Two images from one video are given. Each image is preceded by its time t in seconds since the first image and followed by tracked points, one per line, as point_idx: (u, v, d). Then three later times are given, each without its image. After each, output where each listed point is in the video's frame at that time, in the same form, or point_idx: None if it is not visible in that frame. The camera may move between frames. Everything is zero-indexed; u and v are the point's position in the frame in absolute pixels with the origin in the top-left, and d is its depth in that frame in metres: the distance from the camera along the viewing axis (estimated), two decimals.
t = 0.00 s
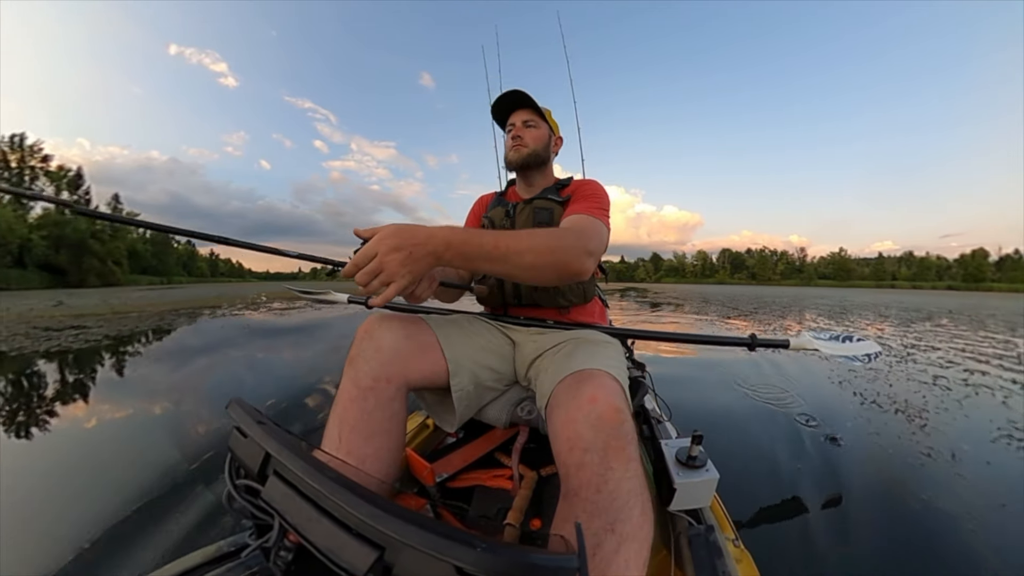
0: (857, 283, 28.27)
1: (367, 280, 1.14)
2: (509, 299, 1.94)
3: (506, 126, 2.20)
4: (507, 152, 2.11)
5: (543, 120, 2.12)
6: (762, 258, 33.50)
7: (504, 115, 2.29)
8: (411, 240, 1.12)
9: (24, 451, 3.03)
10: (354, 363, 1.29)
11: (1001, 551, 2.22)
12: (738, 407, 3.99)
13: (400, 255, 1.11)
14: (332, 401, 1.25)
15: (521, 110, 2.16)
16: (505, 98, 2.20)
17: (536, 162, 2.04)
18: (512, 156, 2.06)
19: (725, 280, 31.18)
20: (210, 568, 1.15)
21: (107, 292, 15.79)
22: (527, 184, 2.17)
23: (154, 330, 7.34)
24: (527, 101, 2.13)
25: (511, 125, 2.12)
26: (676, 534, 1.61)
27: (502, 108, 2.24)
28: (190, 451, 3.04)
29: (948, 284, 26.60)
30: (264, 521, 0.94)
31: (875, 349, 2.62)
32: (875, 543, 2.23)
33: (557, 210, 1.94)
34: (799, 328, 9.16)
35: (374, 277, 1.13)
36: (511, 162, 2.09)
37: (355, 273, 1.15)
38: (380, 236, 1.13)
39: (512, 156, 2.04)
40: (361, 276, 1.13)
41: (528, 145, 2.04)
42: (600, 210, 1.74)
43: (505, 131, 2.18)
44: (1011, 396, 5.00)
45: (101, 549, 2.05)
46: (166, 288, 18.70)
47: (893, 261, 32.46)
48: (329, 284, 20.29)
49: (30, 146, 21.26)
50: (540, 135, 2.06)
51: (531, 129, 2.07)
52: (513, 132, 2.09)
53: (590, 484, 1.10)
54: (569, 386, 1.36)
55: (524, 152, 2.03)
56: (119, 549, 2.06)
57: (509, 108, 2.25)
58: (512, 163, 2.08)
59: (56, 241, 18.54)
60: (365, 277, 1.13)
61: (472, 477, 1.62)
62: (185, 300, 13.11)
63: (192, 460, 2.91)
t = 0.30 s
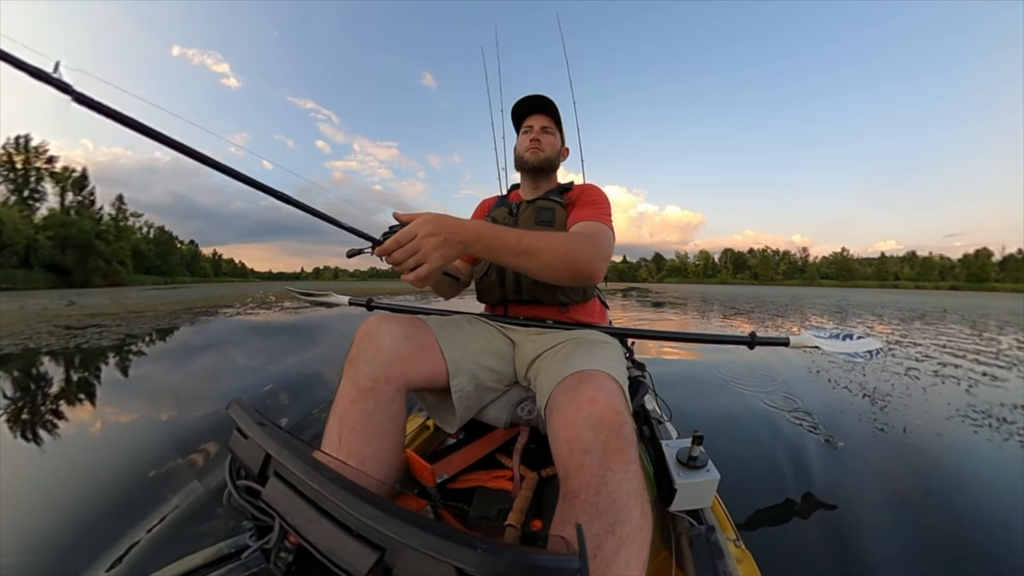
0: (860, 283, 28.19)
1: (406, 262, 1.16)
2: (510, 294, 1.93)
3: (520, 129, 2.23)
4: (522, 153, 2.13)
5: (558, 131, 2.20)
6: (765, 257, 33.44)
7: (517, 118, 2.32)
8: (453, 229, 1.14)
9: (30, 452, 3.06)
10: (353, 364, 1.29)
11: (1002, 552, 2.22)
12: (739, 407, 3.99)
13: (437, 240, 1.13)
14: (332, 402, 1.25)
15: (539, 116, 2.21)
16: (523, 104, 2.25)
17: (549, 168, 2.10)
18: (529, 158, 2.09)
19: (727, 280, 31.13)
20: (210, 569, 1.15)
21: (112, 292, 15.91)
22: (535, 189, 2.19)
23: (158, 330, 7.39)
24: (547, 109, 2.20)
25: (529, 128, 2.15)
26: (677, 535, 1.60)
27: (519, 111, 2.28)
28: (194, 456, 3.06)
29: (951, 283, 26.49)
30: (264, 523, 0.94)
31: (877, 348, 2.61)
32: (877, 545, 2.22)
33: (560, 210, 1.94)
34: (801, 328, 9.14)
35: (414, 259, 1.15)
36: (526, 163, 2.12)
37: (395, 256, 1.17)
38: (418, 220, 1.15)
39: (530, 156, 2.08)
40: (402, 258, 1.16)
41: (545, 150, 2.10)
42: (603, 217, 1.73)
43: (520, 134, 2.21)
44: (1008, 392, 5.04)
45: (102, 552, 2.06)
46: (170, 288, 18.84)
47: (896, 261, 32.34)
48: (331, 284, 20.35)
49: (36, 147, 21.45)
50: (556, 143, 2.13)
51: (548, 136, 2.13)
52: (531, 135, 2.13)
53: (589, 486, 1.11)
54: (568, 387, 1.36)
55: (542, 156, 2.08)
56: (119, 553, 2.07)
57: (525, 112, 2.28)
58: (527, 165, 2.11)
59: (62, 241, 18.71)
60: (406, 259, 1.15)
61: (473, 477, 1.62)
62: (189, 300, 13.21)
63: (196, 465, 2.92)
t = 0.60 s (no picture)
0: (861, 283, 28.14)
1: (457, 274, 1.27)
2: (511, 291, 1.93)
3: (525, 130, 2.23)
4: (529, 154, 2.13)
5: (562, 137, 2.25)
6: (766, 257, 33.40)
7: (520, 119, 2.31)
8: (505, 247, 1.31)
9: (34, 448, 3.08)
10: (352, 363, 1.30)
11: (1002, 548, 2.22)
12: (740, 407, 3.98)
13: (490, 254, 1.28)
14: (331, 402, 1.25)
15: (545, 119, 2.23)
16: (528, 107, 2.26)
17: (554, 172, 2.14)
18: (537, 159, 2.11)
19: (729, 280, 31.09)
20: (210, 567, 1.16)
21: (117, 292, 16.03)
22: (537, 191, 2.20)
23: (161, 330, 7.44)
24: (555, 115, 2.23)
25: (536, 131, 2.17)
26: (677, 535, 1.60)
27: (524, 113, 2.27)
28: (197, 449, 3.07)
29: (953, 283, 26.41)
30: (264, 522, 0.95)
31: (877, 348, 2.60)
32: (876, 543, 2.22)
33: (562, 209, 1.95)
34: (803, 328, 9.12)
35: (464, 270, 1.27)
36: (534, 164, 2.13)
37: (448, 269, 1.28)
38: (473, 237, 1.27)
39: (539, 159, 2.09)
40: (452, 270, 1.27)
41: (553, 153, 2.13)
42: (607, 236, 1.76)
43: (525, 135, 2.22)
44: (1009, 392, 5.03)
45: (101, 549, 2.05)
46: (173, 288, 18.97)
47: (898, 260, 32.25)
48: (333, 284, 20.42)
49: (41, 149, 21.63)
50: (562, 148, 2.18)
51: (556, 141, 2.17)
52: (539, 137, 2.14)
53: (588, 486, 1.11)
54: (567, 387, 1.36)
55: (550, 159, 2.11)
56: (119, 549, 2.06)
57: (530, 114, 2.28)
58: (535, 166, 2.12)
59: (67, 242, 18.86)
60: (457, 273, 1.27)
61: (473, 477, 1.62)
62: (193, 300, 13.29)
63: (197, 459, 2.92)
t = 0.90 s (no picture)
0: (864, 283, 28.04)
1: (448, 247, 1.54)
2: (513, 288, 1.93)
3: (525, 133, 2.24)
4: (532, 155, 2.13)
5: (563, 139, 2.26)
6: (769, 258, 33.34)
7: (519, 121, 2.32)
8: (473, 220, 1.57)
9: (38, 444, 3.10)
10: (352, 362, 1.30)
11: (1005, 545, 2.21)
12: (740, 407, 3.98)
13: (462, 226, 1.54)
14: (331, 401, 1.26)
15: (545, 120, 2.24)
16: (526, 111, 2.27)
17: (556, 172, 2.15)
18: (541, 160, 2.11)
19: (731, 280, 31.00)
20: (210, 566, 1.16)
21: (122, 292, 16.16)
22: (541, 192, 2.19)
23: (165, 330, 7.48)
24: (556, 116, 2.24)
25: (538, 132, 2.17)
26: (676, 535, 1.60)
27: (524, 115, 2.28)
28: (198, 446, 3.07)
29: (957, 283, 26.28)
30: (263, 520, 0.95)
31: (875, 349, 2.59)
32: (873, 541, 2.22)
33: (563, 207, 1.95)
34: (805, 328, 9.10)
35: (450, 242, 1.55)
36: (537, 165, 2.13)
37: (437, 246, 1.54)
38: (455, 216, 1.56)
39: (543, 159, 2.09)
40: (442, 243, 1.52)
41: (556, 153, 2.14)
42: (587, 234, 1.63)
43: (526, 136, 2.22)
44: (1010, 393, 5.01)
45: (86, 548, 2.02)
46: (177, 288, 19.11)
47: (901, 261, 32.12)
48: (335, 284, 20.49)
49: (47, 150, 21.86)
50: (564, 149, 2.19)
51: (557, 142, 2.18)
52: (541, 138, 2.15)
53: (586, 485, 1.11)
54: (565, 387, 1.37)
55: (554, 159, 2.11)
56: (106, 547, 2.03)
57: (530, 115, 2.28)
58: (538, 166, 2.12)
59: (72, 243, 19.02)
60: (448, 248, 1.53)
61: (471, 477, 1.63)
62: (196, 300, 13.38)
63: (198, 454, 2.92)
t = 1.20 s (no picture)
0: (868, 283, 27.90)
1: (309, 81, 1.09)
2: (516, 287, 1.93)
3: (530, 129, 2.25)
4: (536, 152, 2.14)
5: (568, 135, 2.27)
6: (772, 257, 33.22)
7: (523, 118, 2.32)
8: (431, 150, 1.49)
9: (44, 442, 3.13)
10: (351, 363, 1.31)
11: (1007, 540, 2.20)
12: (742, 408, 3.96)
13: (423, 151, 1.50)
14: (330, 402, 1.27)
15: (548, 118, 2.24)
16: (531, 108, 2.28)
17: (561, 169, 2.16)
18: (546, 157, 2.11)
19: (735, 280, 30.89)
20: (210, 567, 1.17)
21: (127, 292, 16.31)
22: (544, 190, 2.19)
23: (169, 329, 7.52)
24: (560, 113, 2.24)
25: (542, 129, 2.17)
26: (676, 534, 1.61)
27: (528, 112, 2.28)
28: (201, 446, 3.10)
29: (962, 283, 26.10)
30: (263, 522, 0.96)
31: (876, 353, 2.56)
32: (875, 539, 2.21)
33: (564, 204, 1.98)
34: (808, 328, 9.06)
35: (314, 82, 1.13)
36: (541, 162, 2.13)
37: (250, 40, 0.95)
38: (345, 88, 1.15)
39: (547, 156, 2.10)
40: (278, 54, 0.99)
41: (560, 151, 2.14)
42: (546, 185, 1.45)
43: (530, 133, 2.22)
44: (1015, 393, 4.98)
45: (78, 549, 2.03)
46: (181, 288, 19.26)
47: (905, 260, 31.93)
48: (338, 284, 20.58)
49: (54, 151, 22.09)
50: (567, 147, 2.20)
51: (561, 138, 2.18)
52: (545, 135, 2.15)
53: (592, 479, 1.11)
54: (572, 377, 1.36)
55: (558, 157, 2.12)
56: (97, 551, 2.03)
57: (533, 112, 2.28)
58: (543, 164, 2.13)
59: (78, 244, 19.20)
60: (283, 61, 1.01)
61: (471, 477, 1.63)
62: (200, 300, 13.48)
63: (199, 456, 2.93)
